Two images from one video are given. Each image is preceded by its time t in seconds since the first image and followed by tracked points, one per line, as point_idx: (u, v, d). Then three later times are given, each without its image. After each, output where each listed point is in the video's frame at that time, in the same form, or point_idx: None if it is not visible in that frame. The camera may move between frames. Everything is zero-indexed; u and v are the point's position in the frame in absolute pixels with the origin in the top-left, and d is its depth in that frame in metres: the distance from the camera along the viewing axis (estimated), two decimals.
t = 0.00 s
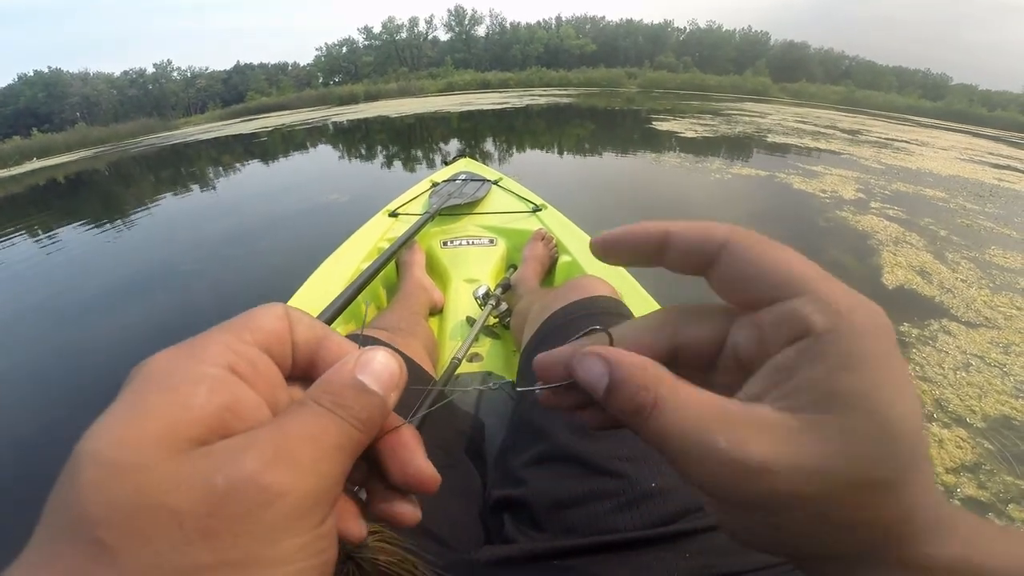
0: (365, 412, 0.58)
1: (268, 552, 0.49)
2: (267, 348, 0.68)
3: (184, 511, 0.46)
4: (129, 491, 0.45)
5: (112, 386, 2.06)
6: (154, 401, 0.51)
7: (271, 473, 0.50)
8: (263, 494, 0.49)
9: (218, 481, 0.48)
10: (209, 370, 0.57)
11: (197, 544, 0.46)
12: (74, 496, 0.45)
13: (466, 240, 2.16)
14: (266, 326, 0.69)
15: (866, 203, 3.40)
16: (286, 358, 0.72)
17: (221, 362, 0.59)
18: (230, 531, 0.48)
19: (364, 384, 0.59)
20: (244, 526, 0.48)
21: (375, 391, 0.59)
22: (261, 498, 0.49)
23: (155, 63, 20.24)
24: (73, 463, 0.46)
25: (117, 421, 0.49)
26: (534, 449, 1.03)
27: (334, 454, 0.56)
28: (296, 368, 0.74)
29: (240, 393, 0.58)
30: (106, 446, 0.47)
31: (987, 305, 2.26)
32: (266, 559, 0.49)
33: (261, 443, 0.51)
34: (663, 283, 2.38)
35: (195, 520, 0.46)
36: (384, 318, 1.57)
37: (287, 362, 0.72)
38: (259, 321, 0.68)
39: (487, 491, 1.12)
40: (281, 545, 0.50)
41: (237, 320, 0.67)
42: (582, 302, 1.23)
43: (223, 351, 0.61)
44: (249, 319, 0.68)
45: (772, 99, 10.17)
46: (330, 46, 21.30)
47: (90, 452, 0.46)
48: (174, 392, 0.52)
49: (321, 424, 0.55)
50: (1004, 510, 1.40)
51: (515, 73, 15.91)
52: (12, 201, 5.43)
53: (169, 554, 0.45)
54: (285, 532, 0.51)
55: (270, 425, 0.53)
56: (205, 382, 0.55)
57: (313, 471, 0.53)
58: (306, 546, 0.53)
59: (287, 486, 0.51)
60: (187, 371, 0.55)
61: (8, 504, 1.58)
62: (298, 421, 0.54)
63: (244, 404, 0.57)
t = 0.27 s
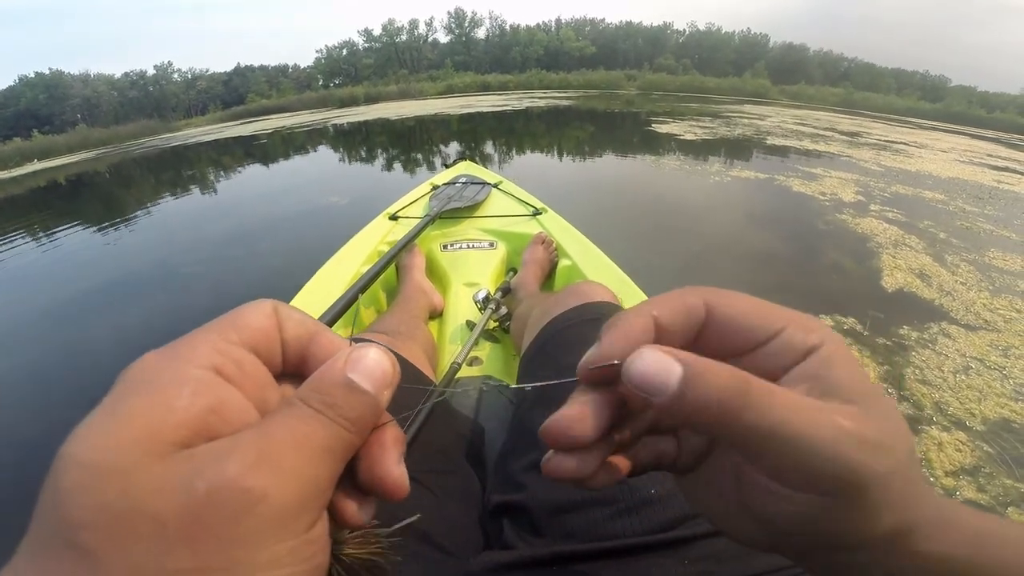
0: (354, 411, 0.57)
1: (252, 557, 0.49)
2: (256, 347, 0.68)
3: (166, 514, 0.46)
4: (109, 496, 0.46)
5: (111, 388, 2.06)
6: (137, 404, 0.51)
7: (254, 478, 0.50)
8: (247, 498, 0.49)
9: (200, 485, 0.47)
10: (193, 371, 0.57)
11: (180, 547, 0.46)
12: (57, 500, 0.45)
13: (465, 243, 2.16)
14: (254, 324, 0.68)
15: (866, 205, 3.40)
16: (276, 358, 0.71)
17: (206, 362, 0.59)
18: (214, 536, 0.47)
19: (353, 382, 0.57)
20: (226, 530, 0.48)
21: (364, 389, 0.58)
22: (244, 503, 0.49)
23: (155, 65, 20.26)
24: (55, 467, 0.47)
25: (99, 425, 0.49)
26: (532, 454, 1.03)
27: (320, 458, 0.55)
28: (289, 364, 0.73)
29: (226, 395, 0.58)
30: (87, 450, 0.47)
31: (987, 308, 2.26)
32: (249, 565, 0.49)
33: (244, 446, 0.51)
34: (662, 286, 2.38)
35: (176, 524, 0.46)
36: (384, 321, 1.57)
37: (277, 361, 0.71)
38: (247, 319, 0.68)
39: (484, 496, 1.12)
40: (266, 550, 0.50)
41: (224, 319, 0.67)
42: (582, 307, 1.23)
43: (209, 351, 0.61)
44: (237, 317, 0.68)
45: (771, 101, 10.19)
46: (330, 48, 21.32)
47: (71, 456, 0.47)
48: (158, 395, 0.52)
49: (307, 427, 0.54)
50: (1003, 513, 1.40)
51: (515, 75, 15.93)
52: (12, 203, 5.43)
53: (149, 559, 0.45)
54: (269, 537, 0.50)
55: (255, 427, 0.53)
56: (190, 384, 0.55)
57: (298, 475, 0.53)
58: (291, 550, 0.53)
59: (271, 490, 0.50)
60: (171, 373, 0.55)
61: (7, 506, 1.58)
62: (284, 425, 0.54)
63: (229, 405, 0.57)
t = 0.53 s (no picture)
0: (368, 432, 0.59)
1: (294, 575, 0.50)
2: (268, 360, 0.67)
3: (214, 540, 0.46)
4: (155, 522, 0.44)
5: (111, 388, 2.06)
6: (170, 422, 0.49)
7: (297, 500, 0.51)
8: (289, 521, 0.50)
9: (246, 507, 0.48)
10: (214, 388, 0.54)
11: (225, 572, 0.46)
12: (96, 526, 0.43)
13: (466, 245, 2.16)
14: (266, 337, 0.67)
15: (865, 207, 3.41)
16: (286, 370, 0.71)
17: (225, 379, 0.57)
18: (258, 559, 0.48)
19: (367, 403, 0.58)
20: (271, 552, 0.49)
21: (378, 408, 0.59)
22: (287, 526, 0.50)
23: (157, 66, 20.32)
24: (87, 492, 0.44)
25: (131, 445, 0.46)
26: (534, 458, 1.03)
27: (349, 476, 0.57)
28: (297, 378, 0.73)
29: (247, 411, 0.56)
30: (122, 473, 0.44)
31: (986, 310, 2.26)
32: None
33: (280, 468, 0.51)
34: (662, 287, 2.38)
35: (224, 548, 0.46)
36: (385, 323, 1.58)
37: (288, 373, 0.71)
38: (258, 331, 0.67)
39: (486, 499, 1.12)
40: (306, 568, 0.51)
41: (235, 330, 0.65)
42: (583, 310, 1.23)
43: (226, 367, 0.59)
44: (248, 329, 0.67)
45: (771, 103, 10.20)
46: (331, 49, 21.37)
47: (105, 479, 0.44)
48: (186, 414, 0.50)
49: (336, 448, 0.56)
50: (1002, 515, 1.40)
51: (516, 76, 15.96)
52: (13, 203, 5.44)
53: None
54: (310, 555, 0.52)
55: (282, 448, 0.53)
56: (214, 401, 0.53)
57: (333, 496, 0.54)
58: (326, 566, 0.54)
59: (311, 511, 0.52)
60: (195, 389, 0.53)
61: (8, 507, 1.57)
62: (315, 446, 0.55)
63: (250, 422, 0.56)
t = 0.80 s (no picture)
0: (387, 439, 0.59)
1: None
2: (288, 365, 0.68)
3: (233, 551, 0.46)
4: (173, 533, 0.44)
5: (112, 387, 2.06)
6: (187, 430, 0.49)
7: (314, 511, 0.51)
8: (307, 533, 0.50)
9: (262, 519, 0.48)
10: (232, 396, 0.55)
11: None
12: (113, 535, 0.43)
13: (467, 242, 2.16)
14: (285, 342, 0.67)
15: (865, 204, 3.41)
16: (305, 374, 0.71)
17: (243, 385, 0.58)
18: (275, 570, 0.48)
19: (386, 409, 0.58)
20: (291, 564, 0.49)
21: (400, 415, 0.59)
22: (305, 538, 0.50)
23: (156, 64, 20.30)
24: (103, 501, 0.44)
25: (147, 454, 0.46)
26: (535, 455, 1.03)
27: (365, 487, 0.57)
28: (315, 382, 0.74)
29: (264, 419, 0.56)
30: (142, 482, 0.44)
31: (985, 307, 2.26)
32: None
33: (297, 480, 0.52)
34: (662, 284, 2.38)
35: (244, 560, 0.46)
36: (386, 320, 1.58)
37: (306, 377, 0.72)
38: (278, 336, 0.67)
39: (487, 496, 1.12)
40: None
41: (255, 334, 0.66)
42: (584, 306, 1.23)
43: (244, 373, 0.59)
44: (269, 333, 0.67)
45: (771, 100, 10.18)
46: (330, 47, 21.33)
47: (122, 488, 0.44)
48: (204, 422, 0.50)
49: (351, 458, 0.56)
50: (1001, 512, 1.41)
51: (515, 73, 15.92)
52: (12, 202, 5.43)
53: None
54: (327, 567, 0.52)
55: (300, 457, 0.54)
56: (234, 410, 0.53)
57: (350, 506, 0.54)
58: None
59: (328, 522, 0.52)
60: (213, 396, 0.53)
61: (10, 505, 1.58)
62: (333, 454, 0.55)
63: (270, 430, 0.56)
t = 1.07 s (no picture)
0: (382, 423, 0.59)
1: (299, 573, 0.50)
2: (281, 348, 0.68)
3: (216, 537, 0.46)
4: (153, 519, 0.44)
5: (108, 384, 2.05)
6: (170, 416, 0.49)
7: (302, 498, 0.51)
8: (294, 520, 0.50)
9: (248, 505, 0.48)
10: (220, 378, 0.55)
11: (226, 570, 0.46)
12: (91, 521, 0.43)
13: (465, 238, 2.16)
14: (278, 325, 0.68)
15: (862, 204, 3.41)
16: (300, 357, 0.72)
17: (233, 368, 0.58)
18: (260, 557, 0.48)
19: (381, 392, 0.59)
20: (275, 552, 0.49)
21: (394, 397, 0.59)
22: (292, 524, 0.50)
23: (152, 59, 20.17)
24: (83, 486, 0.44)
25: (128, 440, 0.46)
26: (534, 451, 1.03)
27: (356, 474, 0.56)
28: (310, 367, 0.74)
29: (253, 405, 0.56)
30: (122, 470, 0.44)
31: (980, 306, 2.27)
32: None
33: (284, 466, 0.51)
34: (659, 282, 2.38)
35: (224, 546, 0.46)
36: (385, 317, 1.57)
37: (302, 360, 0.72)
38: (272, 319, 0.67)
39: (486, 493, 1.12)
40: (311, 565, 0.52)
41: (247, 316, 0.66)
42: (583, 302, 1.23)
43: (234, 356, 0.59)
44: (262, 316, 0.67)
45: (769, 99, 10.19)
46: (327, 43, 21.23)
47: (102, 474, 0.44)
48: (189, 406, 0.50)
49: (341, 443, 0.55)
50: (994, 510, 1.41)
51: (513, 71, 15.88)
52: (7, 198, 5.40)
53: None
54: (314, 554, 0.52)
55: (291, 442, 0.53)
56: (222, 393, 0.53)
57: (338, 493, 0.54)
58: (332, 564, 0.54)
59: (316, 509, 0.52)
60: (200, 380, 0.53)
61: (7, 503, 1.58)
62: (323, 439, 0.55)
63: (260, 414, 0.56)
